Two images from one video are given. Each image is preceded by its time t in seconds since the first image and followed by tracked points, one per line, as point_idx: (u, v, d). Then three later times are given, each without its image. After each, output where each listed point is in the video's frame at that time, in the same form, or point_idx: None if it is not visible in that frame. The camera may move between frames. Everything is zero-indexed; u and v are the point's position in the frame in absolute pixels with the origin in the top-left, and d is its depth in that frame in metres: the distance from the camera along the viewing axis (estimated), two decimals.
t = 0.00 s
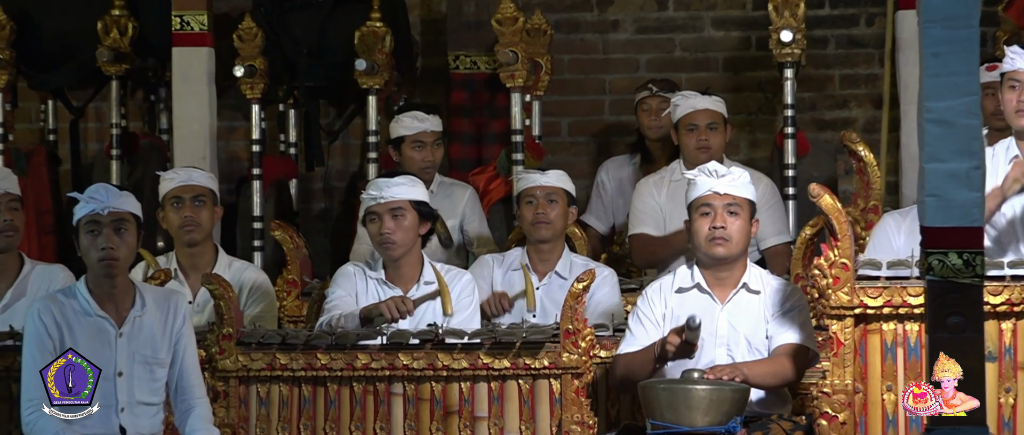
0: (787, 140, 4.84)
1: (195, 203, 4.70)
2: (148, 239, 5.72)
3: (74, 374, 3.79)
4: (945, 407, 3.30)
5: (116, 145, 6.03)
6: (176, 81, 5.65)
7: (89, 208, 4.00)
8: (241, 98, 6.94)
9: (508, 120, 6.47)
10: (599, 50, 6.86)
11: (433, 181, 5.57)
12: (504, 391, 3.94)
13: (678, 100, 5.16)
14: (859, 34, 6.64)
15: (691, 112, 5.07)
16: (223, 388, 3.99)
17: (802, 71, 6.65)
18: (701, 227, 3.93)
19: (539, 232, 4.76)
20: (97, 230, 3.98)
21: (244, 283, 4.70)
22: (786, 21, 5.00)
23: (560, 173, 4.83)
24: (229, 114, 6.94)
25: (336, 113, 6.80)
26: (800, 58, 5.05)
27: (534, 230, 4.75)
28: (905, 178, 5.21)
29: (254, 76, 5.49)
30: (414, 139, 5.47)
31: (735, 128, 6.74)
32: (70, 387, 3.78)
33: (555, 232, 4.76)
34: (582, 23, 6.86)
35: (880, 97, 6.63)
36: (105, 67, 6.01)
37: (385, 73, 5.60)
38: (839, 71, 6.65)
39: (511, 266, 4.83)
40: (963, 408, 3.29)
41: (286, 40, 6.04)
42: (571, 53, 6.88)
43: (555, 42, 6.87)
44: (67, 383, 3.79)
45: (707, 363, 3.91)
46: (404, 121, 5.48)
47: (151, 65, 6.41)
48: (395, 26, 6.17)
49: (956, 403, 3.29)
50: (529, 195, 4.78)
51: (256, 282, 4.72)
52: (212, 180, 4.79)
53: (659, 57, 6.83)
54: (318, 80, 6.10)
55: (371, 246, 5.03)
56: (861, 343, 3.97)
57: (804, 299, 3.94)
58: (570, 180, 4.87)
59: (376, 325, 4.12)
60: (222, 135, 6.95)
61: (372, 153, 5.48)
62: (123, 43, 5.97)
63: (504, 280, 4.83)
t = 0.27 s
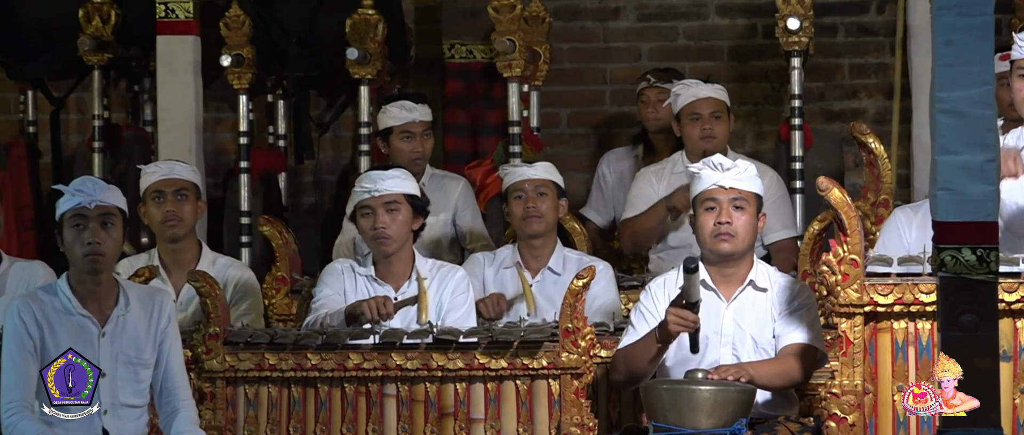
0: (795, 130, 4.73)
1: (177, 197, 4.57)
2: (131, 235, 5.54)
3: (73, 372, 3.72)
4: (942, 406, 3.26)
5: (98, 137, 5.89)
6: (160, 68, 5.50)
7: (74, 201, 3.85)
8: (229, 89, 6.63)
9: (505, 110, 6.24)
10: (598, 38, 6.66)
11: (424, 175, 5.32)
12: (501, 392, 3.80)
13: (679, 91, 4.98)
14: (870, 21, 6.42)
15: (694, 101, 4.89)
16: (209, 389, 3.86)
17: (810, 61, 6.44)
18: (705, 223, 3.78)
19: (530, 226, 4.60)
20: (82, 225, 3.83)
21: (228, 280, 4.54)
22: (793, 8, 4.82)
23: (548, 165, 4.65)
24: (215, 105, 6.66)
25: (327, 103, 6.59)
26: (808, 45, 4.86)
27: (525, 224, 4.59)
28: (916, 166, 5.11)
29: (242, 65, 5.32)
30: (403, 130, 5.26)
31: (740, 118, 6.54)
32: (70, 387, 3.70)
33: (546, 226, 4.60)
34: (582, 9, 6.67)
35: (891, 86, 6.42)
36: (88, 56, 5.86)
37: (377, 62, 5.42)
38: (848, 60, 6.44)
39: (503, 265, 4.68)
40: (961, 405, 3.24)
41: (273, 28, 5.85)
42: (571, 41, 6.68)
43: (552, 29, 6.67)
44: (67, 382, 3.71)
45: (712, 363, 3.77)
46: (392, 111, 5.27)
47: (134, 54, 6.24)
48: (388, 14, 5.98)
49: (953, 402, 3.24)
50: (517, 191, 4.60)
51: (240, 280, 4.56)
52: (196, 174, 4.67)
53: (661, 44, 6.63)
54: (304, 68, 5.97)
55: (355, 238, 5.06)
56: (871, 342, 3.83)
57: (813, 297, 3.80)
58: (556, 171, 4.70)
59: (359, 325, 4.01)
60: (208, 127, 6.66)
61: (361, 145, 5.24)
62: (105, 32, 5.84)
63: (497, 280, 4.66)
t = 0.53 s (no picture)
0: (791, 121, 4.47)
1: (141, 190, 4.38)
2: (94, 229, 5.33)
3: (74, 374, 3.55)
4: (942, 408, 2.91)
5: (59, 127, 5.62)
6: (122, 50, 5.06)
7: (39, 193, 3.66)
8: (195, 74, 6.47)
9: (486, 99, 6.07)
10: (586, 22, 6.45)
11: (406, 167, 5.20)
12: (482, 394, 3.61)
13: (666, 81, 4.77)
14: (869, 5, 6.24)
15: (685, 90, 4.69)
16: (176, 392, 3.68)
17: (808, 46, 6.28)
18: (698, 216, 3.61)
19: (507, 221, 4.41)
20: (46, 218, 3.64)
21: (193, 277, 4.41)
22: None
23: (521, 156, 4.46)
24: (182, 92, 6.48)
25: (300, 92, 6.37)
26: (805, 29, 4.65)
27: (501, 219, 4.40)
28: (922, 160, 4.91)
29: (209, 51, 4.99)
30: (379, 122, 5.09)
31: (731, 106, 6.35)
32: (69, 387, 3.54)
33: (523, 220, 4.41)
34: None
35: (892, 73, 6.24)
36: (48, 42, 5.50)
37: (354, 48, 5.19)
38: (849, 44, 6.26)
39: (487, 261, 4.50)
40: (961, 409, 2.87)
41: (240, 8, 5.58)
42: (556, 26, 6.47)
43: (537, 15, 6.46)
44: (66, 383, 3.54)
45: (704, 364, 3.59)
46: (367, 102, 5.09)
47: (97, 40, 6.11)
48: None
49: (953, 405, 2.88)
50: (491, 184, 4.41)
51: (205, 276, 4.42)
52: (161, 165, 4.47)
53: (650, 29, 6.42)
54: (276, 55, 5.71)
55: (336, 237, 4.76)
56: (871, 341, 3.64)
57: (810, 293, 3.61)
58: (532, 162, 4.50)
59: (334, 323, 3.90)
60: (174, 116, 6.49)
61: (337, 134, 5.01)
62: (67, 16, 5.52)
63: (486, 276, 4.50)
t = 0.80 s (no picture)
0: (801, 106, 4.28)
1: (107, 181, 4.24)
2: (57, 224, 5.09)
3: (73, 374, 3.29)
4: (944, 407, 3.32)
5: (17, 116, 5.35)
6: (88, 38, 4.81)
7: None
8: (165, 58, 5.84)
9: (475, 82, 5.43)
10: None
11: (396, 156, 4.84)
12: (471, 400, 3.38)
13: (669, 62, 4.50)
14: None
15: (691, 72, 4.44)
16: (142, 397, 3.44)
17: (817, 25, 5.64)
18: (700, 209, 3.35)
19: (495, 214, 4.18)
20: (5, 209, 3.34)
21: (162, 274, 4.30)
22: None
23: (508, 144, 4.23)
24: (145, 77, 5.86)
25: (275, 76, 5.80)
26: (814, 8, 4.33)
27: (490, 213, 4.16)
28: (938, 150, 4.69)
29: (179, 33, 4.74)
30: (369, 106, 4.75)
31: (738, 94, 5.71)
32: (70, 387, 3.28)
33: (513, 213, 4.18)
34: None
35: (909, 56, 5.61)
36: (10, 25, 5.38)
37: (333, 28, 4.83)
38: (862, 26, 5.62)
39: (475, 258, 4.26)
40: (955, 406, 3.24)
41: None
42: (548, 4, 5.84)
43: None
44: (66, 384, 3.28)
45: (709, 367, 3.34)
46: (359, 84, 4.77)
47: (58, 20, 5.57)
48: None
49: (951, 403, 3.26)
50: (477, 175, 4.18)
51: (175, 274, 4.31)
52: (128, 154, 4.32)
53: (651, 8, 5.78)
54: (251, 37, 5.24)
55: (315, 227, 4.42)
56: (888, 342, 3.42)
57: (822, 292, 3.37)
58: (522, 152, 4.28)
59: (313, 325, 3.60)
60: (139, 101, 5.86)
61: (315, 121, 4.74)
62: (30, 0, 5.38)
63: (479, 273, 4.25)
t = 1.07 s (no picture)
0: (812, 95, 4.11)
1: (81, 174, 4.15)
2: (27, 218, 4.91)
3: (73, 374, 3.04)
4: (945, 407, 3.19)
5: None
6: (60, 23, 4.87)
7: None
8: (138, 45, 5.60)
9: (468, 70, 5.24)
10: None
11: (395, 150, 4.66)
12: (463, 406, 3.18)
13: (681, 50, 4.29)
14: None
15: (701, 62, 4.24)
16: (115, 404, 3.25)
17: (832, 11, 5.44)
18: (708, 204, 3.16)
19: (493, 208, 4.03)
20: None
21: (140, 274, 4.19)
22: None
23: (507, 135, 4.09)
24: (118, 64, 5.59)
25: (255, 63, 5.57)
26: None
27: (488, 207, 4.02)
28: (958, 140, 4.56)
29: (152, 17, 4.54)
30: (367, 92, 4.62)
31: (747, 81, 5.51)
32: (70, 387, 3.03)
33: (511, 208, 4.03)
34: None
35: (928, 42, 5.38)
36: None
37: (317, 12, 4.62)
38: (878, 9, 5.41)
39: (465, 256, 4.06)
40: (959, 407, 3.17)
41: None
42: None
43: None
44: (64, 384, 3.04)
45: (716, 372, 3.14)
46: (357, 68, 4.65)
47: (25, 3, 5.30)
48: None
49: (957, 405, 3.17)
50: (474, 167, 4.04)
51: (153, 273, 4.21)
52: (102, 145, 4.23)
53: None
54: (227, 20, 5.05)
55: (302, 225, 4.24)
56: (905, 346, 3.23)
57: (836, 292, 3.16)
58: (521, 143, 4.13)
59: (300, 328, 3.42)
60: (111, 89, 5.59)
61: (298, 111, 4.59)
62: None
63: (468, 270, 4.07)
